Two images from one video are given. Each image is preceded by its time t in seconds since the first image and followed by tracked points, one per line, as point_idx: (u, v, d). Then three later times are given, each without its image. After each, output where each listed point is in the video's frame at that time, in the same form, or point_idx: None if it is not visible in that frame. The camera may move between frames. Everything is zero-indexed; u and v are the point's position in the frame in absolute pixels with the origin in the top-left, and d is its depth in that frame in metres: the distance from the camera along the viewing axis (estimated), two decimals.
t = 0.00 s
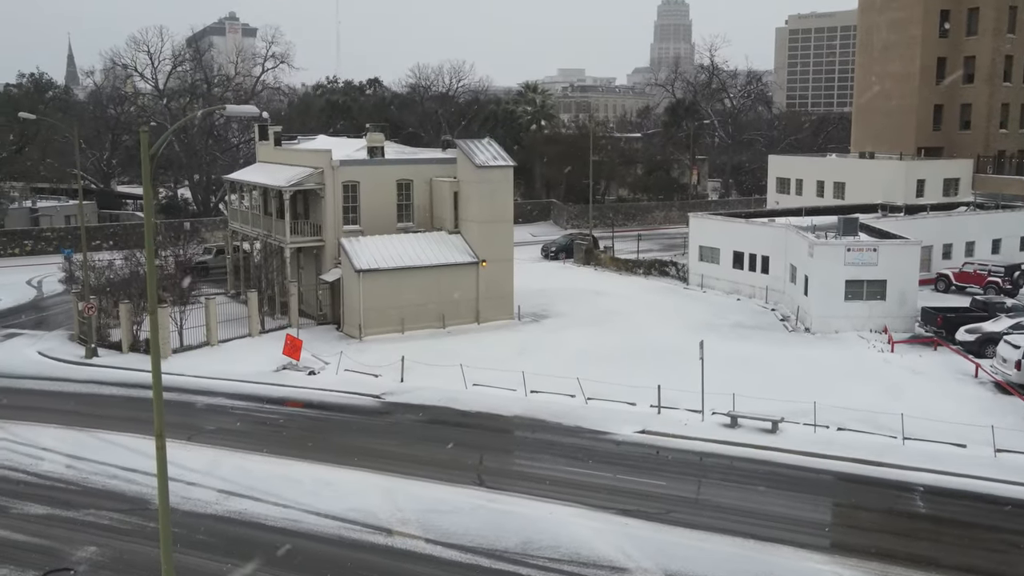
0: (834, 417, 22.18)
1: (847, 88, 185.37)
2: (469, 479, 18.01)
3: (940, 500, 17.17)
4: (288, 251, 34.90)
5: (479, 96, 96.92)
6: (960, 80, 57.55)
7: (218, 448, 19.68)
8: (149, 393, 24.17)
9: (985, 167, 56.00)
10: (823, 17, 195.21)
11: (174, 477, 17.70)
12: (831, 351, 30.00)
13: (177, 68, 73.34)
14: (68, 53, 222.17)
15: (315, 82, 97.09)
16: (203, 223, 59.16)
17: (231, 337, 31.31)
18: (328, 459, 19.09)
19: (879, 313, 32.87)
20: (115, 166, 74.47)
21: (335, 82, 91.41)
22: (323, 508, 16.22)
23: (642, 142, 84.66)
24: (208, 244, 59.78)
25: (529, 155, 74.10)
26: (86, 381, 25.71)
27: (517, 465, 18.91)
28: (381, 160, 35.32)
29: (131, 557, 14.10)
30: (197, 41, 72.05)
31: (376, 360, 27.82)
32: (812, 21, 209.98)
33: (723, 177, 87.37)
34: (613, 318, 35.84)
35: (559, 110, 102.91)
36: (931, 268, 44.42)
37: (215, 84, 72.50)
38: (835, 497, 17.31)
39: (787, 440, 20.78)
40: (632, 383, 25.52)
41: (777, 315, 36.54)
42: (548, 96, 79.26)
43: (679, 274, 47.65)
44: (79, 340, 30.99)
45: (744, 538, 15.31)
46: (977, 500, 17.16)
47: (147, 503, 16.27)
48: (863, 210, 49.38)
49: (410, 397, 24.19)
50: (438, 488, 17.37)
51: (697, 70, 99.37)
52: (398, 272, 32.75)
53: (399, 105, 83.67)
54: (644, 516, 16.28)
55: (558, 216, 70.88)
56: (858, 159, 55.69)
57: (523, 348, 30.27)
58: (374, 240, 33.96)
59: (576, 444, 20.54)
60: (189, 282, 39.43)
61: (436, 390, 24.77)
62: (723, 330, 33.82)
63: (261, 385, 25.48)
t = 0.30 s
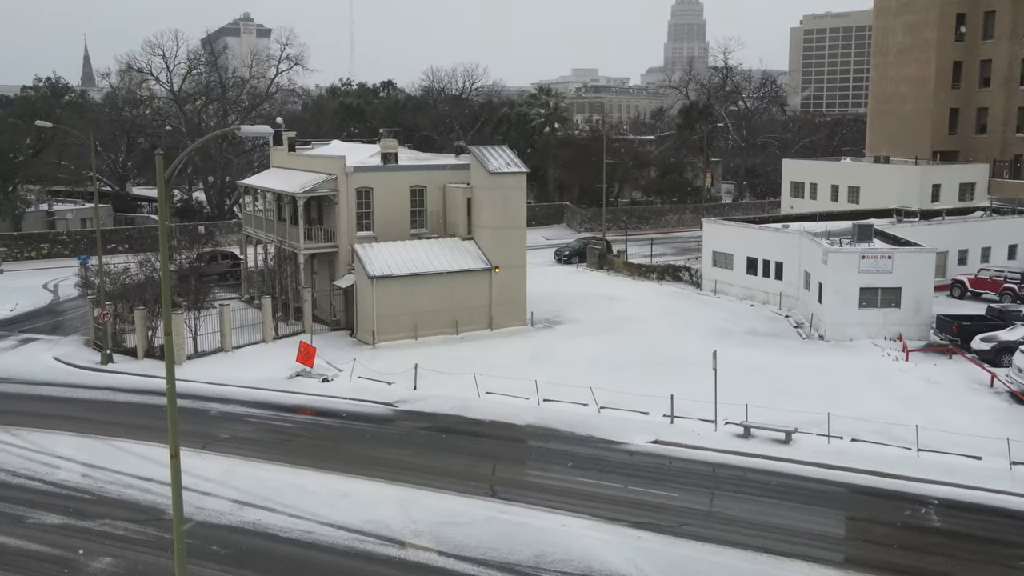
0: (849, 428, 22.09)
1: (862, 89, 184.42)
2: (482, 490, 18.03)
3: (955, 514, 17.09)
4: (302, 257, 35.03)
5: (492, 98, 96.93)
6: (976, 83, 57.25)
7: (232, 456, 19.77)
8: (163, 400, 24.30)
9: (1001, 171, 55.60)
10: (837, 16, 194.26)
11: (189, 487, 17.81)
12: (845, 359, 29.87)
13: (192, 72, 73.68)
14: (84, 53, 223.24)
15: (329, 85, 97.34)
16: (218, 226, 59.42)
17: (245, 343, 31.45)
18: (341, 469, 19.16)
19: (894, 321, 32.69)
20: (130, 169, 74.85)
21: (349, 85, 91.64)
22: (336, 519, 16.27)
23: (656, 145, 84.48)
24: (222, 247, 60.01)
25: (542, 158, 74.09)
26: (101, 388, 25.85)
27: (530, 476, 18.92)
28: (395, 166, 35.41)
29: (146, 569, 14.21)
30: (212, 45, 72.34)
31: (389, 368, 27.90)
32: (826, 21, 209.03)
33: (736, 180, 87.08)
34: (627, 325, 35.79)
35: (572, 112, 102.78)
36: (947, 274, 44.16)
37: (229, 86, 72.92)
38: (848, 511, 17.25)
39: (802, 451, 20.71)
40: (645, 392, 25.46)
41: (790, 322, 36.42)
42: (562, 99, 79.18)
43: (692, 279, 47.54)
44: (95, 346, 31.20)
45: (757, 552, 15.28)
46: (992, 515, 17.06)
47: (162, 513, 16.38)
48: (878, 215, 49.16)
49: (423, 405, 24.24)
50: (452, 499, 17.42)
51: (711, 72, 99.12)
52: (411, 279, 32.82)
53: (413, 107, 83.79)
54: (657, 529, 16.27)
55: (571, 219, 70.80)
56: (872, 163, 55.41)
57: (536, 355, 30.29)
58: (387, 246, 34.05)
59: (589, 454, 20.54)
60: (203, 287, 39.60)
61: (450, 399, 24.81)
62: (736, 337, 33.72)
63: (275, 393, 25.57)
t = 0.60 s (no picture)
0: (863, 438, 22.02)
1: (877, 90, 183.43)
2: (495, 501, 18.05)
3: (970, 527, 16.99)
4: (316, 263, 35.16)
5: (506, 100, 96.91)
6: (993, 87, 56.78)
7: (246, 465, 19.87)
8: (178, 407, 24.43)
9: (1018, 175, 55.13)
10: (852, 16, 193.23)
11: (202, 496, 17.91)
12: (860, 367, 29.73)
13: (207, 75, 74.04)
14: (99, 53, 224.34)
15: (343, 87, 97.58)
16: (233, 229, 59.68)
17: (259, 349, 31.59)
18: (355, 478, 19.22)
19: (908, 329, 32.51)
20: (146, 171, 75.29)
21: (363, 87, 91.83)
22: (349, 529, 16.34)
23: (670, 148, 84.29)
24: (236, 250, 60.22)
25: (555, 161, 74.06)
26: (117, 394, 26.02)
27: (542, 486, 18.92)
28: (408, 172, 35.48)
29: None
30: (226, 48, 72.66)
31: (403, 375, 27.95)
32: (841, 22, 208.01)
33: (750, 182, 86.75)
34: (639, 331, 35.74)
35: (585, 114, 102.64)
36: (962, 280, 43.90)
37: (244, 89, 73.29)
38: (861, 524, 17.17)
39: (815, 461, 20.65)
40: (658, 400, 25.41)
41: (804, 329, 36.30)
42: (575, 101, 79.14)
43: (706, 284, 47.42)
44: (110, 352, 31.39)
45: (769, 565, 15.23)
46: (1008, 529, 16.94)
47: (176, 522, 16.47)
48: (893, 220, 48.89)
49: (436, 413, 24.29)
50: (464, 510, 17.45)
51: (725, 74, 98.82)
52: (424, 285, 32.88)
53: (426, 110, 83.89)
54: (670, 541, 16.25)
55: (584, 222, 70.71)
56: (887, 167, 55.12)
57: (548, 362, 30.29)
58: (401, 252, 34.14)
59: (601, 464, 20.52)
60: (217, 292, 39.77)
61: (463, 406, 24.83)
62: (749, 344, 33.61)
63: (288, 400, 25.67)
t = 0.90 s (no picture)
0: (877, 449, 21.94)
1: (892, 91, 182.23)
2: (507, 511, 18.07)
3: (985, 541, 16.89)
4: (329, 269, 35.28)
5: (519, 102, 96.86)
6: (1010, 91, 56.14)
7: (259, 473, 19.95)
8: (192, 414, 24.55)
9: None
10: (868, 16, 192.10)
11: (216, 505, 18.01)
12: (874, 376, 29.58)
13: (222, 79, 74.35)
14: (115, 53, 225.48)
15: (356, 90, 97.76)
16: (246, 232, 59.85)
17: (272, 355, 31.73)
18: (367, 487, 19.28)
19: (923, 336, 32.33)
20: (161, 174, 75.73)
21: (377, 90, 92.02)
22: (362, 540, 16.40)
23: (683, 150, 84.04)
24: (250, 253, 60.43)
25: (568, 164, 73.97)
26: (132, 401, 26.19)
27: (555, 497, 18.93)
28: (421, 179, 35.56)
29: None
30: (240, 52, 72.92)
31: (416, 382, 28.02)
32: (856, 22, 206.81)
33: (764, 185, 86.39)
34: (652, 337, 35.68)
35: (598, 116, 102.47)
36: (977, 286, 43.59)
37: (259, 91, 73.66)
38: (874, 536, 17.10)
39: (828, 472, 20.59)
40: (671, 409, 25.37)
41: (818, 336, 36.16)
42: (588, 103, 79.00)
43: (719, 289, 47.28)
44: (125, 357, 31.61)
45: None
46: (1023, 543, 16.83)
47: (191, 532, 16.57)
48: (907, 225, 48.58)
49: (449, 421, 24.33)
50: (476, 520, 17.48)
51: (738, 76, 98.43)
52: (437, 292, 32.93)
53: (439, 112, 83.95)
54: (682, 553, 16.22)
55: (597, 225, 70.60)
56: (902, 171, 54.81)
57: (561, 369, 30.28)
58: (413, 258, 34.21)
59: (613, 474, 20.50)
60: (231, 297, 39.92)
61: (475, 415, 24.87)
62: (762, 351, 33.50)
63: (301, 407, 25.77)
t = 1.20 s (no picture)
0: (891, 459, 21.85)
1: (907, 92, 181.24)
2: (520, 522, 18.09)
3: (1000, 555, 16.81)
4: (342, 275, 35.40)
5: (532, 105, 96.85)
6: None
7: (272, 481, 20.05)
8: (205, 420, 24.69)
9: None
10: (882, 16, 191.16)
11: (230, 513, 18.11)
12: (888, 384, 29.44)
13: (236, 82, 74.66)
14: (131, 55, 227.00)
15: (369, 92, 97.94)
16: (260, 235, 60.06)
17: (286, 360, 31.88)
18: (380, 496, 19.34)
19: (938, 343, 32.17)
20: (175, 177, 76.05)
21: (390, 93, 92.23)
22: (375, 551, 16.46)
23: (696, 153, 83.87)
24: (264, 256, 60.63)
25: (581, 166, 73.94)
26: (147, 406, 26.37)
27: (568, 507, 18.94)
28: (434, 185, 35.63)
29: None
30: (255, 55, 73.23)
31: (428, 388, 28.09)
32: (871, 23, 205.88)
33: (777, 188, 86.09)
34: (665, 343, 35.61)
35: (611, 118, 102.27)
36: (993, 292, 43.31)
37: (273, 94, 74.00)
38: (888, 549, 17.04)
39: (842, 483, 20.53)
40: (684, 418, 25.32)
41: (832, 342, 36.03)
42: (601, 106, 78.92)
43: (733, 294, 47.17)
44: (140, 362, 31.82)
45: None
46: None
47: (205, 541, 16.67)
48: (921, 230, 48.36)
49: (461, 429, 24.37)
50: (489, 530, 17.52)
51: (752, 79, 98.19)
52: (450, 298, 32.99)
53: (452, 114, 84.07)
54: (695, 566, 16.21)
55: (610, 228, 70.50)
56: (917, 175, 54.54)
57: (573, 376, 30.27)
58: (426, 264, 34.29)
59: (626, 483, 20.49)
60: (245, 301, 40.08)
61: (488, 422, 24.90)
62: (776, 358, 33.41)
63: (315, 414, 25.87)
